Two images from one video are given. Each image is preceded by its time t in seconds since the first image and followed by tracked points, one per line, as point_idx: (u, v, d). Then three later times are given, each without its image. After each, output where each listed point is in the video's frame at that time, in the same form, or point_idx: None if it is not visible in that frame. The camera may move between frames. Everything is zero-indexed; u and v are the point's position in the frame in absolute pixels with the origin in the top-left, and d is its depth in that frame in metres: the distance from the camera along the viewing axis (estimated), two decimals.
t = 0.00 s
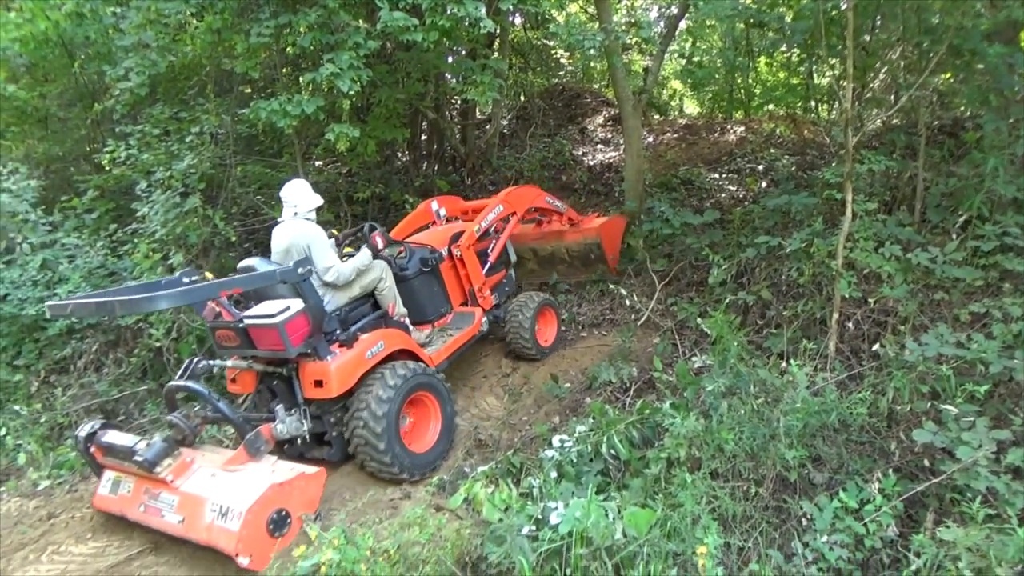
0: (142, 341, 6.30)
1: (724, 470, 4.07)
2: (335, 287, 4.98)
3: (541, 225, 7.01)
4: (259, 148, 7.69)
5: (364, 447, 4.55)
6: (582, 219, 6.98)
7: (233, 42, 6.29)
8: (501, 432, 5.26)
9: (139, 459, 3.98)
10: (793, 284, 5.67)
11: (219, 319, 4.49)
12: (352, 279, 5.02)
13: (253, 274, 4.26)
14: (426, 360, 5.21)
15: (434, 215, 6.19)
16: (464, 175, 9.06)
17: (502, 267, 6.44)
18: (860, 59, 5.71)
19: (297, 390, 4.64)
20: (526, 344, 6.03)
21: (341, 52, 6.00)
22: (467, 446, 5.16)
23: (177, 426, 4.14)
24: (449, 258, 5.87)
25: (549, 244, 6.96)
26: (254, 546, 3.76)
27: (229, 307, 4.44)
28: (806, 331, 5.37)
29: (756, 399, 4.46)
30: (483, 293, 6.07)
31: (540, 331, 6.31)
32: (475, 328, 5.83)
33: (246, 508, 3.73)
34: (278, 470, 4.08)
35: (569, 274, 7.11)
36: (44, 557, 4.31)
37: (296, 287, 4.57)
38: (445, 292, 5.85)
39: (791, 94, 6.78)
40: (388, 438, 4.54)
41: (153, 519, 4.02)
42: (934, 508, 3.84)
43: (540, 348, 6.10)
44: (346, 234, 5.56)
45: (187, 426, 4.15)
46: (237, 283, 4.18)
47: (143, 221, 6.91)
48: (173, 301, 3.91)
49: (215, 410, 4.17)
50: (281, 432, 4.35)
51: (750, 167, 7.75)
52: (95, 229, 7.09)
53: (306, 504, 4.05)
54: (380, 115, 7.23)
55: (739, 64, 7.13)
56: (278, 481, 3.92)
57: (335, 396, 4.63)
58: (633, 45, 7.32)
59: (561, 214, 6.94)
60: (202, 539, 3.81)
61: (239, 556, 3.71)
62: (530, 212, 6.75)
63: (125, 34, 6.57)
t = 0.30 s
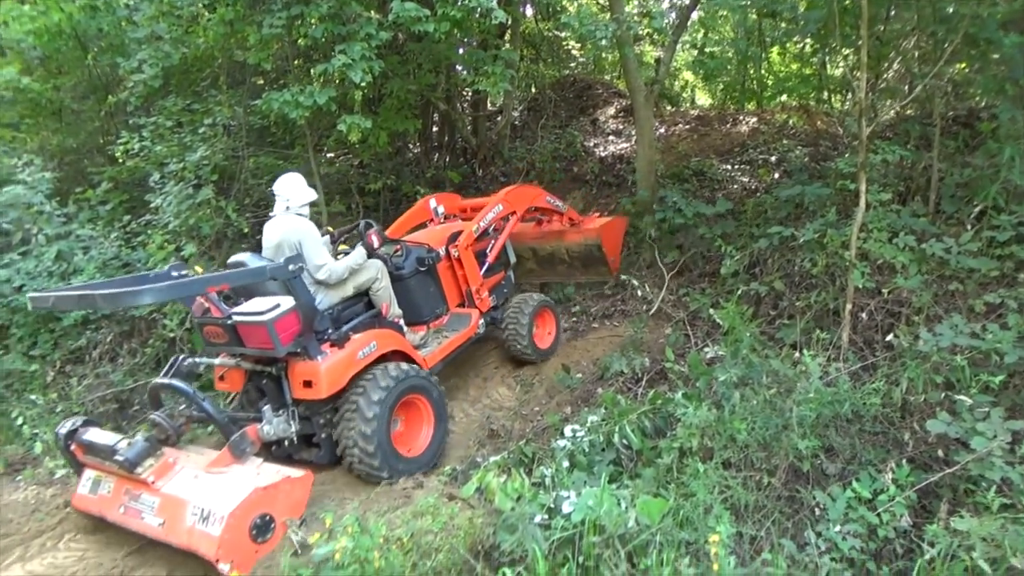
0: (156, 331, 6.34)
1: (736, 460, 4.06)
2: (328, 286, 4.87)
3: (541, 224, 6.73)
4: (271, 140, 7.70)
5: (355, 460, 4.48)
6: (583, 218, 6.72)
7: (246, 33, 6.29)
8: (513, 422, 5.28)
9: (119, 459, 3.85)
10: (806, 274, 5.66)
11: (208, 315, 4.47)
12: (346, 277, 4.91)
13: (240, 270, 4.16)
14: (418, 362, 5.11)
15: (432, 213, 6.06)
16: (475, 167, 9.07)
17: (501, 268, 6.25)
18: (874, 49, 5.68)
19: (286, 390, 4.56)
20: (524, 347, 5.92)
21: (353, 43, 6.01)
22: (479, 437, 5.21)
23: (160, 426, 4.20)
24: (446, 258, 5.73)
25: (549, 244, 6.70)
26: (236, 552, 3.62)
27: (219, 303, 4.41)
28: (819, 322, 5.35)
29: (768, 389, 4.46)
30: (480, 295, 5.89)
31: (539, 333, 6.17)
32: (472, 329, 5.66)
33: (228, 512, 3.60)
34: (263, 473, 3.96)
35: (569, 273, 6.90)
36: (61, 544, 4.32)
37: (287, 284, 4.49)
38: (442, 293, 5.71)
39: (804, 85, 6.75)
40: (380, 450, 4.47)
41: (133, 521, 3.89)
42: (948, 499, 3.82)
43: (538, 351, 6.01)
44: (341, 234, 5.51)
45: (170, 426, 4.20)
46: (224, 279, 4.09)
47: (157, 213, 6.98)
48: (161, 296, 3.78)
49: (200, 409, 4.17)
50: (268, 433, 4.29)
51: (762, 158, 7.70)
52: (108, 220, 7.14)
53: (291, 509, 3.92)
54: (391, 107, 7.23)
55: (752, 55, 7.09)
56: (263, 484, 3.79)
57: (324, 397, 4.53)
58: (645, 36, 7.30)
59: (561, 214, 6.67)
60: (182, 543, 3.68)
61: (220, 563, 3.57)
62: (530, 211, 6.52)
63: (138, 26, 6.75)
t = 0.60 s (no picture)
0: (178, 315, 6.41)
1: (757, 439, 4.05)
2: (323, 272, 4.86)
3: (549, 214, 6.56)
4: (289, 125, 7.69)
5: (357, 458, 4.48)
6: (590, 208, 6.58)
7: (263, 19, 6.28)
8: (533, 404, 5.31)
9: (109, 444, 3.86)
10: (827, 255, 5.65)
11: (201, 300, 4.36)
12: (343, 263, 4.90)
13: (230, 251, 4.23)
14: (418, 350, 5.06)
15: (436, 202, 5.92)
16: (493, 150, 9.10)
17: (505, 258, 6.23)
18: (895, 27, 5.62)
19: (281, 376, 4.53)
20: (529, 340, 5.86)
21: (370, 27, 6.00)
22: (499, 418, 5.26)
23: (152, 410, 4.19)
24: (448, 246, 5.65)
25: (556, 234, 6.49)
26: (225, 535, 3.60)
27: (212, 288, 4.28)
28: (840, 302, 5.32)
29: (789, 369, 4.47)
30: (483, 284, 5.82)
31: (544, 326, 6.11)
32: (474, 318, 5.60)
33: (216, 494, 3.58)
34: (256, 456, 3.93)
35: (576, 263, 6.68)
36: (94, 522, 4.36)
37: (278, 268, 4.51)
38: (444, 282, 5.65)
39: (825, 63, 6.61)
40: (379, 445, 4.46)
41: (123, 507, 3.87)
42: (971, 479, 3.78)
43: (544, 344, 5.94)
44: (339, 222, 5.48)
45: (162, 411, 4.19)
46: (214, 258, 4.14)
47: (178, 198, 7.06)
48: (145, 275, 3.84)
49: (193, 394, 4.15)
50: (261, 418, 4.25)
51: (781, 139, 7.63)
52: (130, 207, 7.22)
53: (282, 494, 3.89)
54: (409, 91, 7.22)
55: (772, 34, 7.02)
56: (253, 468, 3.77)
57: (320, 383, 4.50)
58: (663, 17, 7.25)
59: (567, 203, 6.59)
60: (172, 526, 3.66)
61: (208, 546, 3.55)
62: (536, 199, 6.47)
63: (156, 14, 6.72)
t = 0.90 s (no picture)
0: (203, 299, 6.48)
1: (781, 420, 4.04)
2: (321, 262, 4.66)
3: (559, 204, 6.42)
4: (308, 109, 7.66)
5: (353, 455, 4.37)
6: (601, 197, 6.40)
7: (282, 2, 6.27)
8: (554, 385, 5.34)
9: (98, 433, 3.77)
10: (850, 235, 5.60)
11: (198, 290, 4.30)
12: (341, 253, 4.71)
13: (221, 239, 4.01)
14: (420, 343, 4.91)
15: (442, 191, 5.80)
16: (512, 133, 9.03)
17: (513, 248, 6.11)
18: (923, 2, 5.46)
19: (278, 367, 4.37)
20: (533, 337, 5.68)
21: (389, 9, 6.00)
22: (521, 399, 5.28)
23: (142, 400, 4.03)
24: (451, 236, 5.54)
25: (565, 224, 6.35)
26: (207, 531, 3.49)
27: (208, 276, 4.23)
28: (864, 281, 5.28)
29: (813, 349, 4.45)
30: (488, 275, 5.72)
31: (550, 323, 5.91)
32: (479, 309, 5.49)
33: (198, 489, 3.46)
34: (243, 450, 3.80)
35: (587, 255, 6.50)
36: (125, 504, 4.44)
37: (274, 256, 4.35)
38: (447, 272, 5.58)
39: (849, 40, 6.51)
40: (377, 441, 4.34)
41: (112, 497, 3.79)
42: (997, 459, 3.70)
43: (549, 342, 5.76)
44: (341, 211, 5.29)
45: (153, 400, 4.03)
46: (204, 247, 3.93)
47: (200, 183, 7.12)
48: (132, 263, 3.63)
49: (183, 384, 4.03)
50: (252, 411, 4.09)
51: (804, 118, 7.54)
52: (153, 192, 7.30)
53: (269, 488, 3.77)
54: (425, 75, 7.19)
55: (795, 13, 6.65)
56: (238, 461, 3.65)
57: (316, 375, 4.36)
58: None
59: (577, 192, 6.38)
60: (156, 519, 3.56)
61: (188, 541, 3.44)
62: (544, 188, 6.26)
63: None
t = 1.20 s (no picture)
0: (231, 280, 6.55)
1: (810, 399, 4.02)
2: (322, 252, 4.56)
3: (570, 193, 6.25)
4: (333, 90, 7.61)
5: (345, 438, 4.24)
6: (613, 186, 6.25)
7: None
8: (580, 364, 5.36)
9: (94, 425, 3.72)
10: (881, 214, 5.56)
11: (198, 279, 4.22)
12: (343, 242, 4.59)
13: (216, 227, 3.86)
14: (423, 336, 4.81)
15: (451, 179, 5.78)
16: (536, 113, 9.02)
17: (522, 239, 6.07)
18: None
19: (276, 359, 4.28)
20: (542, 329, 5.59)
21: None
22: (548, 378, 5.30)
23: (139, 391, 3.99)
24: (459, 225, 5.43)
25: (576, 214, 6.14)
26: (202, 527, 3.38)
27: (207, 266, 4.13)
28: (894, 261, 5.24)
29: (842, 329, 4.42)
30: (495, 266, 5.60)
31: (559, 314, 5.82)
32: (485, 301, 5.39)
33: (192, 482, 3.36)
34: (240, 443, 3.67)
35: (599, 246, 6.28)
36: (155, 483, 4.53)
37: (274, 245, 4.18)
38: (454, 262, 5.45)
39: (879, 18, 6.36)
40: (372, 430, 4.19)
41: (108, 490, 3.72)
42: None
43: (557, 334, 5.66)
44: (346, 198, 5.21)
45: (150, 391, 3.99)
46: (198, 236, 3.79)
47: (228, 165, 7.17)
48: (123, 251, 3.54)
49: (180, 375, 3.96)
50: (250, 402, 4.02)
51: (833, 96, 7.42)
52: (182, 174, 7.38)
53: (266, 483, 3.63)
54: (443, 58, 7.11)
55: None
56: (234, 455, 3.52)
57: (316, 367, 4.27)
58: None
59: (589, 182, 6.23)
60: (151, 513, 3.47)
61: (183, 536, 3.34)
62: (555, 177, 6.13)
63: None
